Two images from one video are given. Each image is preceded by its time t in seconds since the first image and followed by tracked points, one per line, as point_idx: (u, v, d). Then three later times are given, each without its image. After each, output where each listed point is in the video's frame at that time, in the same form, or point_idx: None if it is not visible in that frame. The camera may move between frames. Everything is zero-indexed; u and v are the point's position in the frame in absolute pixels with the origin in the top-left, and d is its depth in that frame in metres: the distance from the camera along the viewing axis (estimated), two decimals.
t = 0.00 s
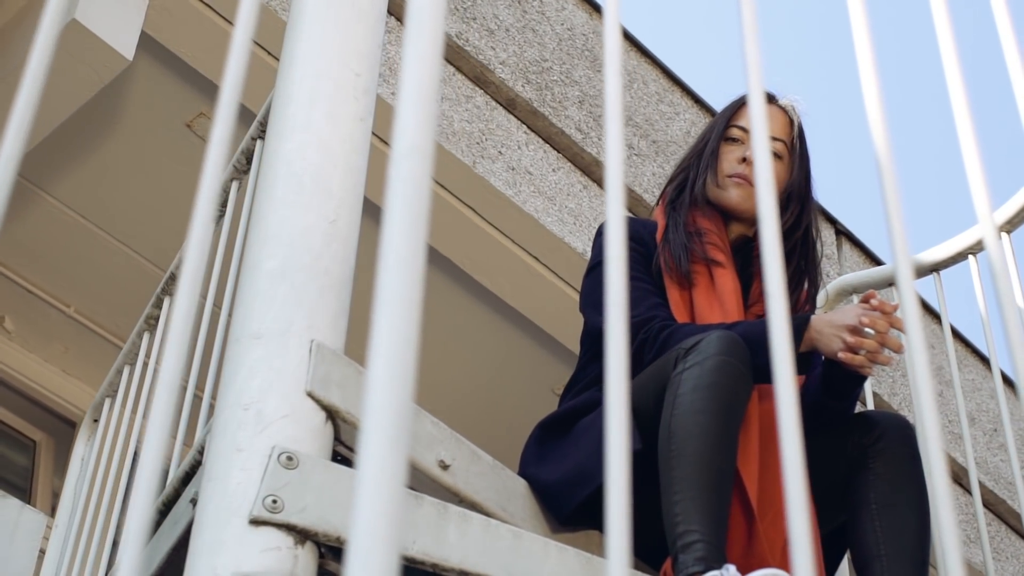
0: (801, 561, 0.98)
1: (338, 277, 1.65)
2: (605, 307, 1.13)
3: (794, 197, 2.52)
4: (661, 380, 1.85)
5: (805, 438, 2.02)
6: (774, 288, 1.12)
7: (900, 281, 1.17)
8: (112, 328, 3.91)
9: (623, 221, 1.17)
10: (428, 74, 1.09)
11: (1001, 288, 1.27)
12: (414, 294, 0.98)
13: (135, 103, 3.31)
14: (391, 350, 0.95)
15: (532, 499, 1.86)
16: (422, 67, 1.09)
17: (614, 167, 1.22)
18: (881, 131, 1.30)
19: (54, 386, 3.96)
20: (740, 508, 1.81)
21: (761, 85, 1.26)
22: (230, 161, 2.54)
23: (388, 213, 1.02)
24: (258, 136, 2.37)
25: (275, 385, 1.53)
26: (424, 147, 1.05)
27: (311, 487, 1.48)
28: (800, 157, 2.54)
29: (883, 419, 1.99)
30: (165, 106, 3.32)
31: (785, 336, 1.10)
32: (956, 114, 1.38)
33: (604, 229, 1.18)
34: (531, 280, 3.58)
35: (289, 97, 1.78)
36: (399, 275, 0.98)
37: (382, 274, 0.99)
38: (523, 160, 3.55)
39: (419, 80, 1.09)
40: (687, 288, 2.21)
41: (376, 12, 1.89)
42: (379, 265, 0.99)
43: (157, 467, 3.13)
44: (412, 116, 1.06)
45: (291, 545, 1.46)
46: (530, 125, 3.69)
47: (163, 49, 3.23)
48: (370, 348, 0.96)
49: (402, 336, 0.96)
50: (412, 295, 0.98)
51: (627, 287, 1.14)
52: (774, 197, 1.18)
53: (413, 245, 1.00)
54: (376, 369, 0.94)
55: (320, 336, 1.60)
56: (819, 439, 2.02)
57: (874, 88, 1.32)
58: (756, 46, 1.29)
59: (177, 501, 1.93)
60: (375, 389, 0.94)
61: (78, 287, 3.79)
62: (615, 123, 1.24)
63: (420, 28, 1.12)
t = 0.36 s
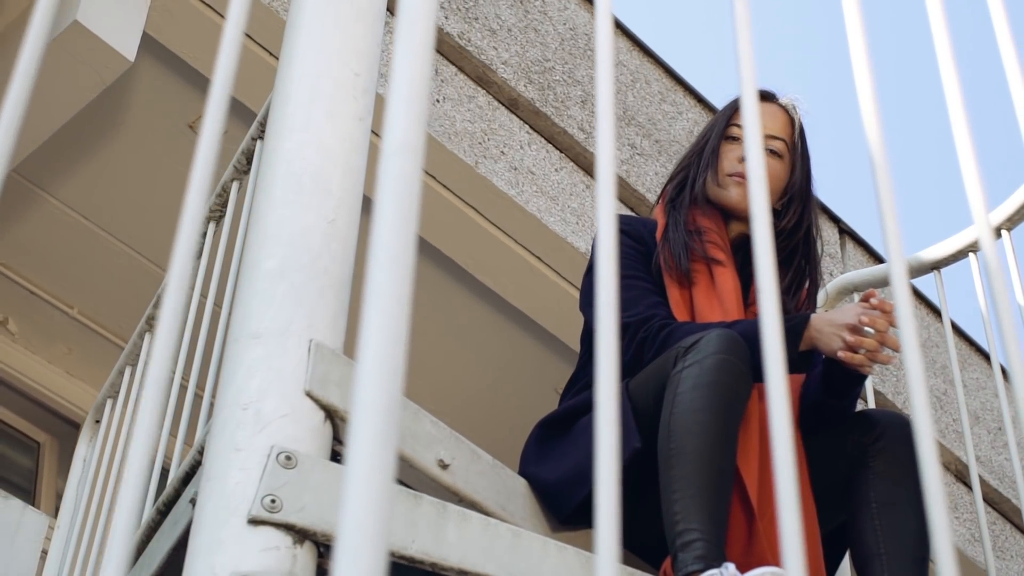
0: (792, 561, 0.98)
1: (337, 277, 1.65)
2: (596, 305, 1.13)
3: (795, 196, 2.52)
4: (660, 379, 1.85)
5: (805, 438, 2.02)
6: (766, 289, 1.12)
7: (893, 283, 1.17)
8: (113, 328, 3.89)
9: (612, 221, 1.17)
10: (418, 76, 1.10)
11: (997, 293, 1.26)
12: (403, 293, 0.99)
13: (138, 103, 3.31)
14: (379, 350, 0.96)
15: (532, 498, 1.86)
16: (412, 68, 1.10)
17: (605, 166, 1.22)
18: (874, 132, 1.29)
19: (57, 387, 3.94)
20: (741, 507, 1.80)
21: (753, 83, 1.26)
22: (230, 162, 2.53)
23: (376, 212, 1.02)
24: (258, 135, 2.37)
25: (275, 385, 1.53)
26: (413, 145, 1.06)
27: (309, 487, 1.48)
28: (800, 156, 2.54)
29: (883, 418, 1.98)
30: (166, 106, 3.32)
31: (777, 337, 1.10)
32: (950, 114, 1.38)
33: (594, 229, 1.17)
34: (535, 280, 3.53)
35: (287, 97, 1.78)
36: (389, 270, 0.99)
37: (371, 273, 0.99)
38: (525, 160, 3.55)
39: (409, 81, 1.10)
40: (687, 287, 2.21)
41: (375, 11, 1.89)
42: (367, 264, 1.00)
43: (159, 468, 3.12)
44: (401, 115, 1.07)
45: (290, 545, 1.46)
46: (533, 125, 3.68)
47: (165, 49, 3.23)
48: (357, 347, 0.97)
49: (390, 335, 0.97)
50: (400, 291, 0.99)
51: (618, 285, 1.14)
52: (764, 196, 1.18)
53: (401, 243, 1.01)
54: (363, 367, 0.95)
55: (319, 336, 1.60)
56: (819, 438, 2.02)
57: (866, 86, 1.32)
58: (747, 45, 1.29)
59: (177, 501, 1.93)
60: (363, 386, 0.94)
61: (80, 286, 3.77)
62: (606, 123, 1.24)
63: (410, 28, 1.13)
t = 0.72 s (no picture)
0: (780, 562, 0.97)
1: (336, 277, 1.64)
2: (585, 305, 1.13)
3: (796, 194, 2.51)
4: (659, 379, 1.85)
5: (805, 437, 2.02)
6: (756, 287, 1.12)
7: (885, 282, 1.17)
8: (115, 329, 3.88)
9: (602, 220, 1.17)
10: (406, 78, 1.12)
11: (989, 292, 1.26)
12: (389, 293, 0.99)
13: (139, 104, 3.30)
14: (366, 351, 0.96)
15: (531, 498, 1.86)
16: (399, 69, 1.12)
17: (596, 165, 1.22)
18: (868, 131, 1.29)
19: (59, 388, 3.92)
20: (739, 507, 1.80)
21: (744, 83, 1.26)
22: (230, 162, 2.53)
23: (364, 212, 1.03)
24: (257, 135, 2.37)
25: (272, 385, 1.53)
26: (401, 145, 1.07)
27: (307, 487, 1.48)
28: (800, 154, 2.54)
29: (882, 416, 1.98)
30: (168, 107, 3.32)
31: (767, 338, 1.10)
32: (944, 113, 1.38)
33: (584, 230, 1.18)
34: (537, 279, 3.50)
35: (285, 97, 1.78)
36: (376, 270, 1.00)
37: (358, 274, 1.00)
38: (527, 159, 3.55)
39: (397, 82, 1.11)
40: (686, 286, 2.21)
41: (373, 11, 1.89)
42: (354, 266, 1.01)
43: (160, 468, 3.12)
44: (389, 116, 1.09)
45: (289, 545, 1.46)
46: (535, 124, 3.68)
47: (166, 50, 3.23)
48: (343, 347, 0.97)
49: (376, 335, 0.98)
50: (387, 289, 1.00)
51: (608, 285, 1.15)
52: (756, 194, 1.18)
53: (388, 242, 1.02)
54: (349, 367, 0.96)
55: (317, 336, 1.59)
56: (819, 437, 2.01)
57: (858, 84, 1.32)
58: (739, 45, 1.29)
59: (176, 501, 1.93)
60: (349, 385, 0.95)
61: (82, 286, 3.76)
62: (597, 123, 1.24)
63: (398, 32, 1.14)
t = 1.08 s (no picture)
0: (769, 562, 0.98)
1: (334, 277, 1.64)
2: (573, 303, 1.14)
3: (796, 193, 2.51)
4: (657, 377, 1.85)
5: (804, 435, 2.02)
6: (747, 284, 1.12)
7: (877, 281, 1.17)
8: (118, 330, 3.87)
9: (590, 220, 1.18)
10: (392, 80, 1.13)
11: (983, 300, 1.28)
12: (376, 292, 1.00)
13: (142, 104, 3.30)
14: (352, 351, 0.97)
15: (531, 498, 1.86)
16: (387, 71, 1.13)
17: (585, 164, 1.23)
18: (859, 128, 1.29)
19: (63, 389, 3.90)
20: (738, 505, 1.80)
21: (734, 81, 1.26)
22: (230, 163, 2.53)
23: (352, 212, 1.04)
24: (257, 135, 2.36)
25: (270, 385, 1.53)
26: (389, 144, 1.08)
27: (304, 487, 1.48)
28: (800, 153, 2.54)
29: (881, 415, 1.98)
30: (170, 108, 3.32)
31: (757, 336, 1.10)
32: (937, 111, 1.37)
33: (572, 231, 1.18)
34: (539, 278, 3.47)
35: (284, 98, 1.78)
36: (363, 269, 1.01)
37: (346, 274, 1.01)
38: (529, 159, 3.55)
39: (384, 85, 1.13)
40: (686, 284, 2.21)
41: (371, 10, 1.89)
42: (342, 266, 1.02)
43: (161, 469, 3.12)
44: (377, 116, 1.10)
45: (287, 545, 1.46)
46: (537, 124, 3.68)
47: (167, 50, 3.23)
48: (331, 345, 0.98)
49: (362, 334, 0.98)
50: (375, 288, 1.01)
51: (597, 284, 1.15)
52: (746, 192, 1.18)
53: (376, 241, 1.03)
54: (336, 366, 0.96)
55: (315, 336, 1.59)
56: (819, 436, 2.01)
57: (850, 82, 1.32)
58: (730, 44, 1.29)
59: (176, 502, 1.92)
60: (337, 384, 0.95)
61: (86, 287, 3.76)
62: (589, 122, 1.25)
63: (386, 36, 1.16)
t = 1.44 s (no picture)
0: (758, 563, 0.97)
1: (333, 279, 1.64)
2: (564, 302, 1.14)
3: (796, 192, 2.51)
4: (657, 376, 1.85)
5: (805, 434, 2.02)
6: (738, 281, 1.11)
7: (869, 278, 1.17)
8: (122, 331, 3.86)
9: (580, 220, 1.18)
10: (383, 82, 1.14)
11: (977, 300, 1.28)
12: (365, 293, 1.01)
13: (144, 105, 3.30)
14: (340, 351, 0.97)
15: (531, 497, 1.85)
16: (377, 73, 1.14)
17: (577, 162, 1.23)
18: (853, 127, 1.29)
19: (66, 390, 3.89)
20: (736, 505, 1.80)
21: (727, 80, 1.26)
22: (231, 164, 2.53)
23: (343, 212, 1.05)
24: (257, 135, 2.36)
25: (268, 385, 1.52)
26: (380, 143, 1.09)
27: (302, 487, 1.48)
28: (800, 152, 2.54)
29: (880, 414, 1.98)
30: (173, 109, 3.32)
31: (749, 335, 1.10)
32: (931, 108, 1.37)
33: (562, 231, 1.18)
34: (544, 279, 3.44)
35: (283, 98, 1.78)
36: (352, 272, 1.01)
37: (336, 275, 1.01)
38: (532, 159, 3.55)
39: (374, 86, 1.13)
40: (686, 283, 2.20)
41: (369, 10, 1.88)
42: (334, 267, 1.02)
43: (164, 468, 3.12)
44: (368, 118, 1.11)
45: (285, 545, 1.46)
46: (540, 124, 3.68)
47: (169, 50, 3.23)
48: (321, 345, 0.98)
49: (352, 334, 0.99)
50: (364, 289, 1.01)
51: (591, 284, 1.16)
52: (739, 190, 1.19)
53: (367, 242, 1.03)
54: (325, 366, 0.97)
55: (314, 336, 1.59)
56: (819, 434, 2.01)
57: (844, 80, 1.32)
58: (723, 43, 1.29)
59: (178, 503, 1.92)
60: (327, 384, 0.96)
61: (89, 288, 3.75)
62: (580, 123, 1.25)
63: (376, 38, 1.17)
